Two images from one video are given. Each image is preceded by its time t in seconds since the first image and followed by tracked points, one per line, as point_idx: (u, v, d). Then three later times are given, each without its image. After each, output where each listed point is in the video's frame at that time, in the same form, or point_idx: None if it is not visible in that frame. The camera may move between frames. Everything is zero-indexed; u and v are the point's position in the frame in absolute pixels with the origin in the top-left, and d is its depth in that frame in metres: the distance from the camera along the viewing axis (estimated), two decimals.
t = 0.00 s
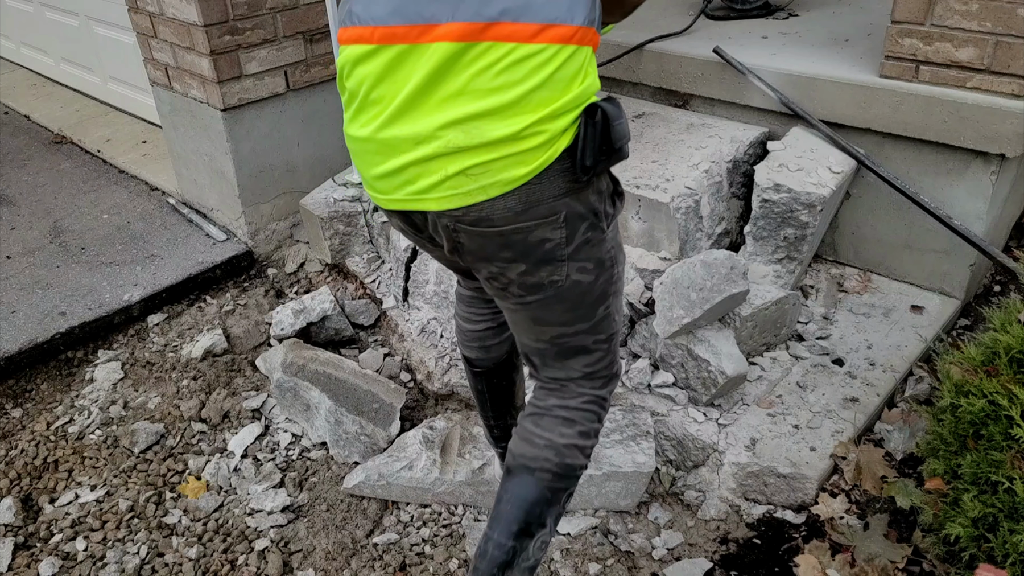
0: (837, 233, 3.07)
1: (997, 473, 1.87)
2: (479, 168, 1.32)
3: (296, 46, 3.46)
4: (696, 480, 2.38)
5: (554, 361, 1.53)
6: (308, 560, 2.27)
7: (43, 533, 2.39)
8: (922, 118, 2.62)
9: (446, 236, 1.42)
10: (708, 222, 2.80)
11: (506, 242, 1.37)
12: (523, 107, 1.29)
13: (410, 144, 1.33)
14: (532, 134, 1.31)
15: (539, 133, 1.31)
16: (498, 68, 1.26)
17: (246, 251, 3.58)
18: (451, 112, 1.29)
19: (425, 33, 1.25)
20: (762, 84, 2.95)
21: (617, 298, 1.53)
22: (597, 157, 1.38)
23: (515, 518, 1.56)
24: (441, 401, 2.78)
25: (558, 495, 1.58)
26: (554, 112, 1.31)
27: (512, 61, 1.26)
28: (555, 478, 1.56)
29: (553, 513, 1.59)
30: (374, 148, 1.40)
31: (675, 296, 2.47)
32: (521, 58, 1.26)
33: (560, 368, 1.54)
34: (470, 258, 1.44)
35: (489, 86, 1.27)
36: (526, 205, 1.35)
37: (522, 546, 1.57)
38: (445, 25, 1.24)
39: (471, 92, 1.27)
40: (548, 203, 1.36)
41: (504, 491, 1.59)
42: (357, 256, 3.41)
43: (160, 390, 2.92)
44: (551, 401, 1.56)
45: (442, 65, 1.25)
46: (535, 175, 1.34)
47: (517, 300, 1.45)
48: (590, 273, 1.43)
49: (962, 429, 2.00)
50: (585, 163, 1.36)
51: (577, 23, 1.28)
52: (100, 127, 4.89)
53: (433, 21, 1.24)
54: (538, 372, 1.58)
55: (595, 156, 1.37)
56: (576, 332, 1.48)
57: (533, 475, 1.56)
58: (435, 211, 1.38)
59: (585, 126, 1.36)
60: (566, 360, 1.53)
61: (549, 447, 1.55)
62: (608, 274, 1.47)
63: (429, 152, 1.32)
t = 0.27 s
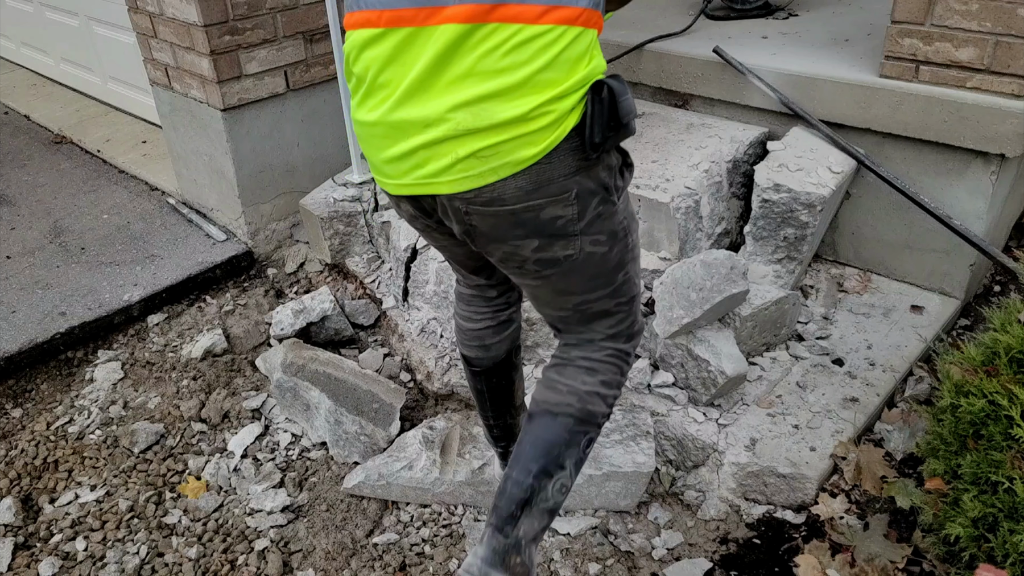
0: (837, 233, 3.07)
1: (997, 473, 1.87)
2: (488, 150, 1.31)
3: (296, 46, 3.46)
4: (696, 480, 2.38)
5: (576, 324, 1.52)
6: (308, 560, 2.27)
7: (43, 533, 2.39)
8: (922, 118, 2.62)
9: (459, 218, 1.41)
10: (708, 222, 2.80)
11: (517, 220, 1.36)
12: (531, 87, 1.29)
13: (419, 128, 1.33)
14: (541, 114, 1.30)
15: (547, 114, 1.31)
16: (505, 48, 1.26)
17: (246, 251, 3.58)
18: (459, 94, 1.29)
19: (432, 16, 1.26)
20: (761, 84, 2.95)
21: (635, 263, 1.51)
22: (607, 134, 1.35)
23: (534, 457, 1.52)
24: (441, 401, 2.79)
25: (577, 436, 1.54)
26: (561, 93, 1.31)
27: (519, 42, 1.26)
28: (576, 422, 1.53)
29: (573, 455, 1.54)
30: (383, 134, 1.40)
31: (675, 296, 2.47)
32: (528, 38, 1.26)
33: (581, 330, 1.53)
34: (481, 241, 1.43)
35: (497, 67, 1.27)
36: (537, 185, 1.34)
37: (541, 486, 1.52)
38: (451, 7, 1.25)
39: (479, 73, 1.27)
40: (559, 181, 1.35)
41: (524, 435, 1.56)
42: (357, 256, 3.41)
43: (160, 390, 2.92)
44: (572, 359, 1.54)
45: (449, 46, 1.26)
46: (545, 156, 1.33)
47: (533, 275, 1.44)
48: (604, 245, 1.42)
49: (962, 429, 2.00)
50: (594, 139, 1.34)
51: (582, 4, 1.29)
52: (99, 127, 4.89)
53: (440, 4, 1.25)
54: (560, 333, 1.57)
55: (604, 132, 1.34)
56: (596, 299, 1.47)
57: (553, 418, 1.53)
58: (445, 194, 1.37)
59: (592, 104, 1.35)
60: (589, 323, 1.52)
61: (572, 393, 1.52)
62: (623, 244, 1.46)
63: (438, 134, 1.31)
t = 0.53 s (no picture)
0: (837, 233, 3.07)
1: (997, 473, 1.87)
2: (498, 133, 1.31)
3: (296, 46, 3.46)
4: (696, 480, 2.38)
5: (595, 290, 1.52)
6: (308, 560, 2.27)
7: (43, 533, 2.39)
8: (922, 118, 2.62)
9: (471, 201, 1.40)
10: (708, 222, 2.80)
11: (530, 200, 1.36)
12: (539, 68, 1.29)
13: (429, 112, 1.33)
14: (549, 95, 1.31)
15: (555, 94, 1.31)
16: (512, 30, 1.26)
17: (246, 251, 3.58)
18: (468, 78, 1.28)
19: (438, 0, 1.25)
20: (761, 84, 2.95)
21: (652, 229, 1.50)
22: (617, 108, 1.37)
23: (554, 398, 1.51)
24: (441, 401, 2.79)
25: (598, 378, 1.52)
26: (568, 73, 1.32)
27: (526, 23, 1.26)
28: (597, 368, 1.52)
29: (592, 397, 1.52)
30: (392, 119, 1.40)
31: (675, 296, 2.47)
32: (534, 19, 1.26)
33: (599, 295, 1.52)
34: (493, 221, 1.43)
35: (505, 49, 1.27)
36: (548, 165, 1.34)
37: (561, 427, 1.50)
38: None
39: (487, 56, 1.27)
40: (570, 160, 1.35)
41: (544, 380, 1.55)
42: (357, 256, 3.41)
43: (160, 390, 2.92)
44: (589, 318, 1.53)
45: (457, 30, 1.25)
46: (555, 136, 1.34)
47: (549, 251, 1.44)
48: (618, 216, 1.42)
49: (962, 429, 2.00)
50: (605, 115, 1.36)
51: None
52: (99, 127, 4.89)
53: None
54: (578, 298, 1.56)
55: (614, 108, 1.36)
56: (614, 266, 1.46)
57: (575, 362, 1.52)
58: (456, 177, 1.37)
59: (601, 80, 1.35)
60: (609, 288, 1.51)
61: (595, 341, 1.51)
62: (637, 212, 1.45)
63: (448, 119, 1.31)
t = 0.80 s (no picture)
0: (837, 233, 3.07)
1: (997, 473, 1.87)
2: (509, 116, 1.30)
3: (296, 46, 3.46)
4: (696, 480, 2.38)
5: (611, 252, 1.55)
6: (308, 560, 2.27)
7: (44, 533, 2.39)
8: (922, 118, 2.62)
9: (485, 186, 1.40)
10: (708, 223, 2.80)
11: (545, 180, 1.37)
12: (546, 51, 1.29)
13: (438, 100, 1.32)
14: (558, 77, 1.30)
15: (563, 77, 1.31)
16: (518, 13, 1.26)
17: (246, 251, 3.58)
18: (476, 62, 1.28)
19: None
20: (762, 84, 2.95)
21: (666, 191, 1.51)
22: (624, 86, 1.36)
23: (573, 343, 1.55)
24: (441, 401, 2.79)
25: (615, 324, 1.54)
26: (575, 55, 1.32)
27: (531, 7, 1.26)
28: (617, 317, 1.54)
29: (610, 343, 1.55)
30: (400, 110, 1.39)
31: (675, 296, 2.47)
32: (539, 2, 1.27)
33: (616, 257, 1.55)
34: (508, 204, 1.43)
35: (511, 32, 1.27)
36: (559, 148, 1.34)
37: (580, 372, 1.54)
38: None
39: (494, 40, 1.27)
40: (581, 141, 1.35)
41: (565, 327, 1.59)
42: (357, 256, 3.41)
43: (160, 390, 2.93)
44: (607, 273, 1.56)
45: (463, 15, 1.25)
46: (565, 119, 1.33)
47: (567, 228, 1.46)
48: (631, 187, 1.42)
49: (962, 429, 2.00)
50: (613, 94, 1.34)
51: None
52: (99, 127, 4.89)
53: None
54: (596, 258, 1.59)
55: (621, 85, 1.35)
56: (631, 231, 1.48)
57: (595, 312, 1.55)
58: (468, 164, 1.37)
59: (605, 59, 1.35)
60: (626, 250, 1.53)
61: (617, 291, 1.54)
62: (650, 181, 1.46)
63: (458, 104, 1.31)
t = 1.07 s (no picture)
0: (836, 233, 3.07)
1: (997, 473, 1.87)
2: (518, 104, 1.30)
3: (296, 46, 3.46)
4: (696, 480, 2.38)
5: (628, 218, 1.54)
6: (308, 560, 2.27)
7: (43, 533, 2.39)
8: (922, 118, 2.62)
9: (500, 173, 1.40)
10: (708, 223, 2.80)
11: (559, 164, 1.37)
12: (553, 37, 1.29)
13: (448, 89, 1.32)
14: (566, 63, 1.30)
15: (572, 62, 1.30)
16: None
17: (246, 251, 3.58)
18: (484, 50, 1.28)
19: None
20: (762, 84, 2.95)
21: (681, 156, 1.49)
22: (632, 68, 1.34)
23: (594, 293, 1.54)
24: (441, 401, 2.79)
25: (635, 276, 1.53)
26: (582, 40, 1.31)
27: None
28: (638, 268, 1.53)
29: (630, 294, 1.54)
30: (410, 102, 1.39)
31: (675, 296, 2.47)
32: None
33: (632, 221, 1.53)
34: (526, 187, 1.44)
35: (518, 19, 1.27)
36: (571, 133, 1.34)
37: (601, 321, 1.55)
38: None
39: (501, 28, 1.27)
40: (592, 123, 1.34)
41: (586, 278, 1.57)
42: (357, 256, 3.41)
43: (160, 390, 2.93)
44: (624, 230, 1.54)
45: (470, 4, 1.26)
46: (575, 103, 1.33)
47: (585, 205, 1.47)
48: (644, 159, 1.41)
49: (962, 429, 2.00)
50: (621, 76, 1.33)
51: None
52: (99, 127, 4.89)
53: None
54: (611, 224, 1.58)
55: (628, 67, 1.33)
56: (649, 197, 1.47)
57: (615, 264, 1.53)
58: (482, 152, 1.37)
59: (611, 42, 1.34)
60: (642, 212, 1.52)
61: (638, 244, 1.52)
62: (664, 150, 1.43)
63: (468, 93, 1.31)
